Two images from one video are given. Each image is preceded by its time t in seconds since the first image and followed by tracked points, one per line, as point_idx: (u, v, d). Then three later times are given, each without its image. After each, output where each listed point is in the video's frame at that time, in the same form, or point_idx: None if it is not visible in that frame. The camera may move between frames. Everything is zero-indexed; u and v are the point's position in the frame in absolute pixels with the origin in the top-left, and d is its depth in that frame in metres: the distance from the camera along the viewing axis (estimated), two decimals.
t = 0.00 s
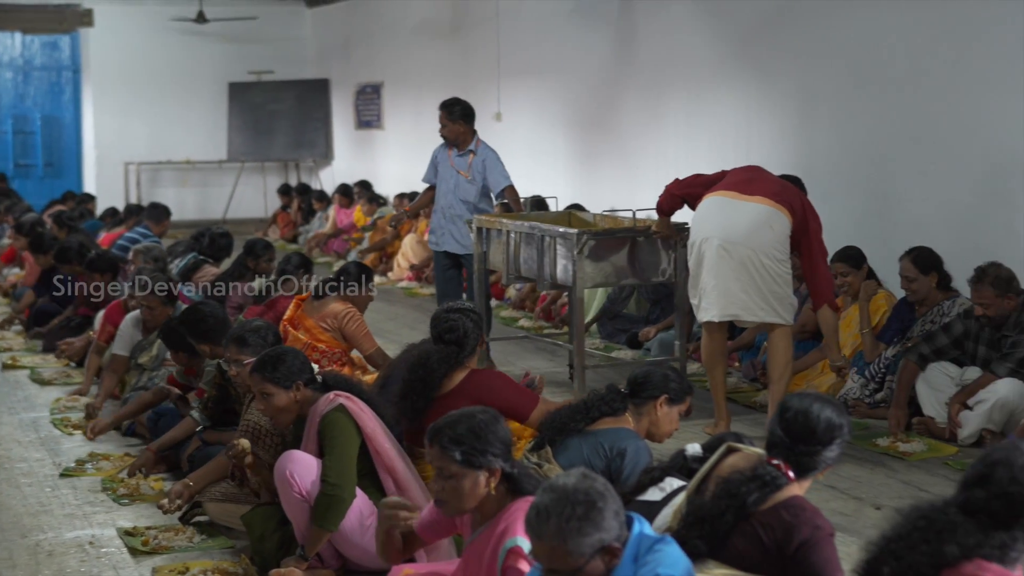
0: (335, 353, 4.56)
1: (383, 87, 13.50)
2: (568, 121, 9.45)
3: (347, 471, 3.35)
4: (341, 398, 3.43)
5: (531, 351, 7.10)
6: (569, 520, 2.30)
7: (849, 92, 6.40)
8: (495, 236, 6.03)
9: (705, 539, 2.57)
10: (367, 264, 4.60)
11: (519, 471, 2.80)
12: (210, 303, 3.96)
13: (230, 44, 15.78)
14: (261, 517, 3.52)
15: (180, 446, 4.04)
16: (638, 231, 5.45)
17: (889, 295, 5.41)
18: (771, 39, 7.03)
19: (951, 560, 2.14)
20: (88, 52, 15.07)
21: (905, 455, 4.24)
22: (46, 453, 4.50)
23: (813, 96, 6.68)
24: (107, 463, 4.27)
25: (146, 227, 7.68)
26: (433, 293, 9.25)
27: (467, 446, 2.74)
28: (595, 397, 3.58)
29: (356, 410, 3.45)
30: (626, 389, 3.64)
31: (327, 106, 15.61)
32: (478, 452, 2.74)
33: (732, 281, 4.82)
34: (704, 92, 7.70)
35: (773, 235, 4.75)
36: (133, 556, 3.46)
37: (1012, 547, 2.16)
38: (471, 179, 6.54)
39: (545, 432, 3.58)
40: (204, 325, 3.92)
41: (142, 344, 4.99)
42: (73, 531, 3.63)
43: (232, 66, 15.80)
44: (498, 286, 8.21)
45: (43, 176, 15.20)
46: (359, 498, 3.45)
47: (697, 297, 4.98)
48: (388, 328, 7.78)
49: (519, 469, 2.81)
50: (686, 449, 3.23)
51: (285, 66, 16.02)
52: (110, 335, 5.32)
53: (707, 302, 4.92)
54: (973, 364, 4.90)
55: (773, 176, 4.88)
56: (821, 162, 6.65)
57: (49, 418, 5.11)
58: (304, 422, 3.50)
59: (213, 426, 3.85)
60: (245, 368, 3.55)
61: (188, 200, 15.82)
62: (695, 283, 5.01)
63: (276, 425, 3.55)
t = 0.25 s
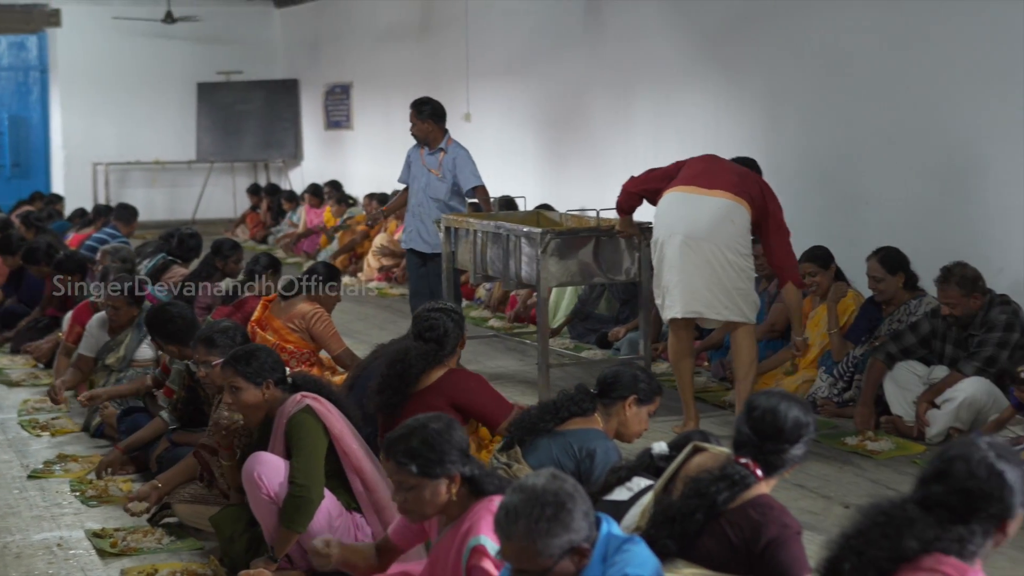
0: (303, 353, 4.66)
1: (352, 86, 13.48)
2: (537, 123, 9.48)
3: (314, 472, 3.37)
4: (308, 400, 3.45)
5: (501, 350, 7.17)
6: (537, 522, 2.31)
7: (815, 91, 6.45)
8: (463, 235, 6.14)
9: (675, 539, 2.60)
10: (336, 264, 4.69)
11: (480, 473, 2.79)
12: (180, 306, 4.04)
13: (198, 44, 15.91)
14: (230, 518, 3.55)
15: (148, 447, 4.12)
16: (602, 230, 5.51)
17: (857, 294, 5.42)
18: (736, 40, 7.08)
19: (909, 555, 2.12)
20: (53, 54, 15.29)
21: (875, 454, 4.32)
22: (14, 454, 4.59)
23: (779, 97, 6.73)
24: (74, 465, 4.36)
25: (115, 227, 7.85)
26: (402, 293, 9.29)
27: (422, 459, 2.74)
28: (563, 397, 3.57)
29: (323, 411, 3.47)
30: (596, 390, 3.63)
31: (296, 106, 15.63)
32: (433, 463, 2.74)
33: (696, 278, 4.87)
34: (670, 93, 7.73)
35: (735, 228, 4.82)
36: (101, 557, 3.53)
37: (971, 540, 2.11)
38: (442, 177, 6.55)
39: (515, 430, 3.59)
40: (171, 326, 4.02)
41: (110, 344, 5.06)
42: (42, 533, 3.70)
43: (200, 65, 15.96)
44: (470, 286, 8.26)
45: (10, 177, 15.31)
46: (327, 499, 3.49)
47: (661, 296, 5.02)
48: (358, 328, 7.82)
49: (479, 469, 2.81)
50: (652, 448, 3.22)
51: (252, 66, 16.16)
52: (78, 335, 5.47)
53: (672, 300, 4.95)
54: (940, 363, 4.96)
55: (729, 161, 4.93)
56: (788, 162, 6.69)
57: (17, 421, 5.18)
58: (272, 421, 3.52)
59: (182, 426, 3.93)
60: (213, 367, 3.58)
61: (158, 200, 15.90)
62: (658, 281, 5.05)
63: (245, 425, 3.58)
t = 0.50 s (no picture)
0: (271, 353, 4.71)
1: (320, 85, 13.50)
2: (506, 124, 9.56)
3: (283, 471, 3.38)
4: (276, 399, 3.45)
5: (470, 351, 7.20)
6: (506, 521, 2.32)
7: (782, 88, 6.49)
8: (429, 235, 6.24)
9: (643, 536, 2.60)
10: (302, 264, 4.75)
11: (439, 476, 2.79)
12: (145, 305, 4.28)
13: (169, 44, 16.07)
14: (198, 518, 3.56)
15: (117, 448, 4.17)
16: (565, 229, 5.57)
17: (826, 296, 5.44)
18: (701, 40, 7.12)
19: (873, 551, 2.11)
20: (23, 53, 15.35)
21: (843, 452, 4.44)
22: None
23: (746, 97, 6.77)
24: (43, 466, 4.38)
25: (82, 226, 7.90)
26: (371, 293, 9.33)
27: (377, 472, 2.73)
28: (534, 396, 3.58)
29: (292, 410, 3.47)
30: (566, 389, 3.61)
31: (266, 107, 15.85)
32: (388, 473, 2.73)
33: (662, 277, 4.92)
34: (635, 92, 7.78)
35: (697, 225, 4.89)
36: (69, 558, 3.53)
37: (932, 534, 2.11)
38: (412, 174, 6.60)
39: (484, 429, 3.58)
40: (138, 327, 4.25)
41: (76, 345, 5.13)
42: (9, 535, 3.70)
43: (170, 65, 16.11)
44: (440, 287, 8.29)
45: None
46: (296, 499, 3.47)
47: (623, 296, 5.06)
48: (328, 328, 7.84)
49: (438, 471, 2.81)
50: (619, 447, 3.20)
51: (221, 66, 16.36)
52: (44, 334, 5.49)
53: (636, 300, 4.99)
54: (907, 361, 4.99)
55: (682, 144, 4.96)
56: (756, 159, 6.74)
57: None
58: (241, 421, 3.53)
59: (151, 427, 4.00)
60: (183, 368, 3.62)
61: (125, 199, 16.08)
62: (619, 281, 5.09)
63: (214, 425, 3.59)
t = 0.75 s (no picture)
0: (239, 352, 4.75)
1: (290, 84, 13.45)
2: (476, 122, 9.58)
3: (253, 471, 3.37)
4: (248, 398, 3.45)
5: (440, 350, 7.21)
6: (476, 518, 2.31)
7: (753, 85, 6.54)
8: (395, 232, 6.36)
9: (613, 535, 2.58)
10: (268, 262, 4.76)
11: (398, 477, 2.78)
12: (112, 305, 4.47)
13: (138, 43, 16.07)
14: (167, 519, 3.55)
15: (86, 449, 4.20)
16: (529, 227, 5.66)
17: (792, 290, 5.50)
18: (670, 38, 7.15)
19: (844, 545, 2.11)
20: None
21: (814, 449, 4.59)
22: None
23: (718, 96, 6.81)
24: (12, 466, 4.43)
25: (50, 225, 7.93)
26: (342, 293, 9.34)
27: (333, 483, 2.70)
28: (504, 395, 3.56)
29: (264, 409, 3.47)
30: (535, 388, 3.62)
31: (236, 105, 15.71)
32: (346, 483, 2.70)
33: (631, 274, 5.00)
34: (604, 90, 7.81)
35: (666, 224, 5.00)
36: (38, 559, 3.55)
37: (898, 525, 2.12)
38: (380, 171, 6.78)
39: (455, 428, 3.57)
40: (102, 327, 4.45)
41: (44, 344, 5.07)
42: None
43: (140, 65, 16.12)
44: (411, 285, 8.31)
45: None
46: (265, 498, 3.47)
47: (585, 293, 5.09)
48: (299, 327, 7.84)
49: (396, 472, 2.80)
50: (587, 445, 3.18)
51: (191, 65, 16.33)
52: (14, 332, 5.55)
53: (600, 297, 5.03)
54: (875, 360, 5.01)
55: (640, 131, 5.01)
56: (729, 157, 6.78)
57: None
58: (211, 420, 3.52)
59: (121, 427, 4.05)
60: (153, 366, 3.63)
61: (95, 199, 16.06)
62: (581, 278, 5.11)
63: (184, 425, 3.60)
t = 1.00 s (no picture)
0: (210, 351, 4.77)
1: (265, 83, 13.46)
2: (450, 121, 9.60)
3: (226, 469, 3.37)
4: (223, 397, 3.44)
5: (414, 349, 7.24)
6: (451, 515, 2.31)
7: (728, 84, 6.59)
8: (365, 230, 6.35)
9: (585, 534, 2.60)
10: (240, 263, 4.87)
11: (361, 479, 2.81)
12: (84, 305, 4.53)
13: (110, 41, 15.98)
14: (138, 520, 3.57)
15: (57, 449, 4.21)
16: (496, 225, 5.69)
17: (767, 289, 5.50)
18: (647, 38, 7.18)
19: (820, 538, 2.11)
20: None
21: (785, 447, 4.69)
22: None
23: (692, 96, 6.85)
24: None
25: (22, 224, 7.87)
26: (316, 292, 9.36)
27: (295, 491, 2.71)
28: (477, 394, 3.56)
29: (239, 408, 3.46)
30: (509, 385, 3.62)
31: (210, 103, 15.68)
32: (309, 489, 2.71)
33: (606, 274, 5.07)
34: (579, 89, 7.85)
35: (637, 224, 5.10)
36: (8, 561, 3.56)
37: (872, 517, 2.12)
38: (349, 171, 6.78)
39: (428, 427, 3.57)
40: (73, 326, 4.51)
41: (14, 343, 5.01)
42: None
43: (113, 63, 16.06)
44: (383, 283, 8.32)
45: None
46: (238, 497, 3.48)
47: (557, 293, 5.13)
48: (273, 326, 7.84)
49: (359, 473, 2.82)
50: (557, 443, 3.19)
51: (166, 64, 16.33)
52: None
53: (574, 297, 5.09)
54: (847, 357, 5.15)
55: (608, 126, 5.07)
56: (704, 157, 6.82)
57: None
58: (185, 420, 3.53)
59: (92, 427, 4.09)
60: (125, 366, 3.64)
61: (68, 197, 15.95)
62: (553, 277, 5.15)
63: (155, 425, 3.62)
